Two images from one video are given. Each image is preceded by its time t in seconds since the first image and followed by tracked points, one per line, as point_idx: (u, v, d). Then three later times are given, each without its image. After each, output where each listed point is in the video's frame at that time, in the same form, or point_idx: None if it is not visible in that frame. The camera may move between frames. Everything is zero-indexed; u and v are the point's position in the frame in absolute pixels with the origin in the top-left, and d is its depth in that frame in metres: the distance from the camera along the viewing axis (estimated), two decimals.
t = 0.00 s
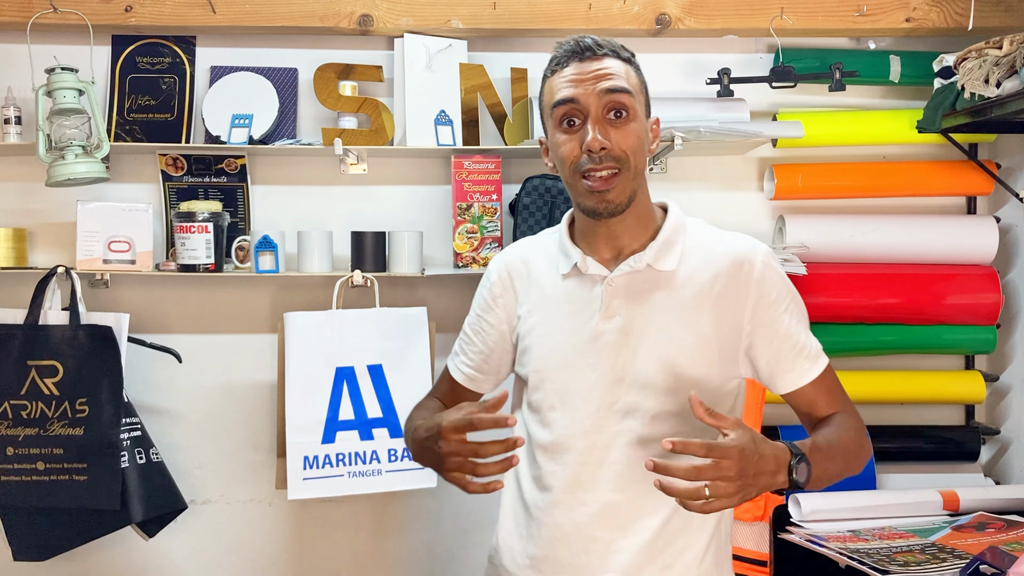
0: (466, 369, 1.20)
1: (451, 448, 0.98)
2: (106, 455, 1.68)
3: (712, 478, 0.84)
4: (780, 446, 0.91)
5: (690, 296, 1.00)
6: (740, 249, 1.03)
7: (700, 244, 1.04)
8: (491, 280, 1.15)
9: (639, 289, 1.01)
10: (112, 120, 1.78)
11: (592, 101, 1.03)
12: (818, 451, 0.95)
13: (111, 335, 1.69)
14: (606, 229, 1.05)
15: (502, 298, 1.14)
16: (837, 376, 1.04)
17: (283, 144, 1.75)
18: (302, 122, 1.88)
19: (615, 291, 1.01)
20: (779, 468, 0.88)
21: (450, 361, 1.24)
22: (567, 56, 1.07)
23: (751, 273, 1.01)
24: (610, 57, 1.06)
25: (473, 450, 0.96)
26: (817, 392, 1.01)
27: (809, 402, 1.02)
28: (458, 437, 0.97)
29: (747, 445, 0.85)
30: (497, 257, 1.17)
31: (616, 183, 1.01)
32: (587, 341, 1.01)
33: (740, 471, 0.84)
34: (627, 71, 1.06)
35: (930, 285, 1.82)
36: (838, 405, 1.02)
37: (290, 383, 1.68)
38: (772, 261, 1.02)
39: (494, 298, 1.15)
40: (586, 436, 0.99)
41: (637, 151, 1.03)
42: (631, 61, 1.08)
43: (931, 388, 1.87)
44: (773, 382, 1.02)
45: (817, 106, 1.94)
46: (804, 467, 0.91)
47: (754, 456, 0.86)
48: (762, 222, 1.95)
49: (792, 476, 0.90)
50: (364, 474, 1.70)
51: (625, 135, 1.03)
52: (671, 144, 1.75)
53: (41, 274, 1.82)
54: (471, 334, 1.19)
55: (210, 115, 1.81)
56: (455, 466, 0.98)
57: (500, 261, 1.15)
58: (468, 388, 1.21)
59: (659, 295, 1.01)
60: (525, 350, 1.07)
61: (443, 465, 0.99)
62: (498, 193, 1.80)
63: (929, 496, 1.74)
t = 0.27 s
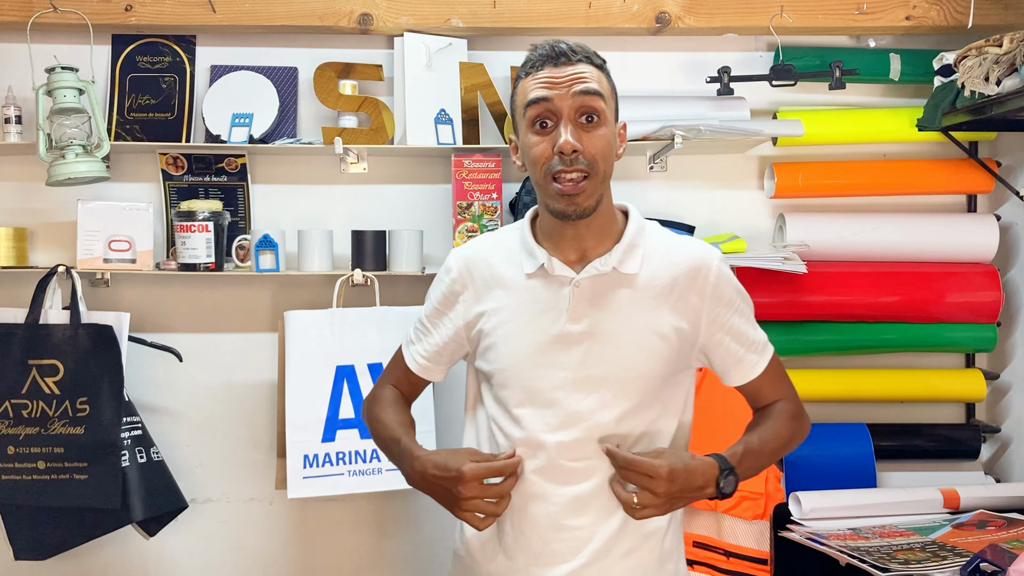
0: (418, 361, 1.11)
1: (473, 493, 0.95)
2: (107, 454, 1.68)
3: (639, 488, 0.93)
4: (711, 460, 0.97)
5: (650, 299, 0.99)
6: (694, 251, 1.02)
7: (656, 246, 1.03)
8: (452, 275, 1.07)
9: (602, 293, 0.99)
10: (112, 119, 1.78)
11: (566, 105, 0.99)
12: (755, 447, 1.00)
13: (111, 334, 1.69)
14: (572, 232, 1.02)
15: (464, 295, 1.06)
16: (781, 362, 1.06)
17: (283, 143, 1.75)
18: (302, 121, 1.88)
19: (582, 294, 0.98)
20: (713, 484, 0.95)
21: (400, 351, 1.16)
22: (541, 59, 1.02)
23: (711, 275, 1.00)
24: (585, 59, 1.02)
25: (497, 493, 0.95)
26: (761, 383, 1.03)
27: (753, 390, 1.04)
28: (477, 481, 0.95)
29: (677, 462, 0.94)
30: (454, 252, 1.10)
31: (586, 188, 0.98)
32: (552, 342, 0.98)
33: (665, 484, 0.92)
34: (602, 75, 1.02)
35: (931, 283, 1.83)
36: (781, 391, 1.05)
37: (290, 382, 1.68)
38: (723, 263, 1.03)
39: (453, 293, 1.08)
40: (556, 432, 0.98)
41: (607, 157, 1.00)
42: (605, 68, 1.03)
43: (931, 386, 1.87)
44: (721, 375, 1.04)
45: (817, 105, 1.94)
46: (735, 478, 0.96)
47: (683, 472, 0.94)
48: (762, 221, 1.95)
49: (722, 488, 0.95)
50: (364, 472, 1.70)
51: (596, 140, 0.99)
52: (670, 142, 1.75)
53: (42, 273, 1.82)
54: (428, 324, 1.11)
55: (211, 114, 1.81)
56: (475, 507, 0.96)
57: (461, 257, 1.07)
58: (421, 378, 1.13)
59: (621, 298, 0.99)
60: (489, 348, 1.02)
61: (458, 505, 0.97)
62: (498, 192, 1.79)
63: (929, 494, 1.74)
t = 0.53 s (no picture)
0: (387, 364, 1.06)
1: (465, 503, 0.95)
2: (108, 453, 1.68)
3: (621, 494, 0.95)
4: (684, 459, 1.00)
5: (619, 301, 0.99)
6: (658, 248, 1.02)
7: (622, 244, 1.03)
8: (420, 277, 1.02)
9: (574, 294, 0.99)
10: (113, 118, 1.78)
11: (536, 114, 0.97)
12: (721, 439, 1.03)
13: (112, 332, 1.69)
14: (541, 237, 1.01)
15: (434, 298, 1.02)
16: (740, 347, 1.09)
17: (283, 141, 1.75)
18: (302, 119, 1.88)
19: (555, 298, 0.97)
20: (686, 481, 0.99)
21: (364, 354, 1.10)
22: (512, 66, 1.00)
23: (675, 271, 1.01)
24: (556, 68, 1.00)
25: (489, 502, 0.95)
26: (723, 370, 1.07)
27: (714, 376, 1.07)
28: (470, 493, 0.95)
29: (654, 466, 0.96)
30: (420, 254, 1.05)
31: (554, 197, 0.97)
32: (528, 345, 0.97)
33: (646, 490, 0.95)
34: (572, 84, 1.00)
35: (931, 281, 1.83)
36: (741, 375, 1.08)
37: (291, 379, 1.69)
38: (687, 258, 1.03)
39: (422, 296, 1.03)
40: (539, 433, 0.97)
41: (576, 166, 0.99)
42: (576, 76, 1.02)
43: (931, 383, 1.87)
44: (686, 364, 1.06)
45: (817, 102, 1.94)
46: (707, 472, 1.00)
47: (661, 476, 0.96)
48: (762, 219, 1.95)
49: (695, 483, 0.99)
50: (365, 470, 1.70)
51: (565, 149, 0.98)
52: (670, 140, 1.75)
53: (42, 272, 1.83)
54: (395, 326, 1.05)
55: (211, 113, 1.80)
56: (468, 516, 0.96)
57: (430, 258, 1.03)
58: (390, 380, 1.08)
59: (593, 299, 0.99)
60: (464, 354, 0.99)
61: (451, 514, 0.97)
62: (499, 190, 1.79)
63: (930, 492, 1.74)
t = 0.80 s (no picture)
0: (384, 372, 1.06)
1: (458, 500, 0.92)
2: (110, 451, 1.69)
3: (639, 487, 0.94)
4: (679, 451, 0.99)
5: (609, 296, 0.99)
6: (643, 242, 1.03)
7: (608, 240, 1.03)
8: (410, 284, 1.02)
9: (566, 291, 0.99)
10: (113, 117, 1.78)
11: (520, 122, 0.96)
12: (713, 432, 1.04)
13: (113, 331, 1.69)
14: (531, 240, 1.00)
15: (427, 303, 1.02)
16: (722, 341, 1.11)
17: (284, 140, 1.75)
18: (303, 118, 1.88)
19: (547, 296, 0.98)
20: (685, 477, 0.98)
21: (360, 366, 1.10)
22: (496, 73, 0.99)
23: (659, 264, 1.02)
24: (538, 73, 0.98)
25: (482, 497, 0.91)
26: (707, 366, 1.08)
27: (698, 369, 1.09)
28: (463, 488, 0.92)
29: (666, 460, 0.95)
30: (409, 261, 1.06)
31: (542, 203, 0.97)
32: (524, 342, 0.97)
33: (663, 484, 0.94)
34: (555, 89, 0.99)
35: (932, 278, 1.83)
36: (723, 369, 1.10)
37: (292, 377, 1.69)
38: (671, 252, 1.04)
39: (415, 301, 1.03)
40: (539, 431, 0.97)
41: (561, 171, 0.99)
42: (558, 79, 1.01)
43: (932, 381, 1.87)
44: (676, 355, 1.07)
45: (817, 100, 1.94)
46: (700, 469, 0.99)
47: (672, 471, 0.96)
48: (763, 216, 1.95)
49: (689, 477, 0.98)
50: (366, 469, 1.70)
51: (551, 156, 0.97)
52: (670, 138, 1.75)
53: (43, 271, 1.83)
54: (391, 335, 1.05)
55: (211, 112, 1.81)
56: (464, 515, 0.93)
57: (419, 264, 1.03)
58: (390, 389, 1.08)
59: (584, 295, 0.99)
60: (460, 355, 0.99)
61: (447, 513, 0.94)
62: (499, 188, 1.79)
63: (931, 489, 1.74)
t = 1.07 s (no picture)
0: (385, 372, 1.05)
1: (457, 489, 0.91)
2: (112, 450, 1.69)
3: (648, 483, 0.93)
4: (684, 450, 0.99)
5: (611, 294, 1.00)
6: (643, 243, 1.04)
7: (610, 240, 1.04)
8: (413, 281, 1.02)
9: (568, 287, 0.99)
10: (114, 116, 1.78)
11: (529, 127, 0.97)
12: (714, 437, 1.04)
13: (115, 330, 1.69)
14: (533, 238, 1.01)
15: (430, 300, 1.02)
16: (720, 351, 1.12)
17: (284, 139, 1.75)
18: (303, 117, 1.88)
19: (549, 290, 0.98)
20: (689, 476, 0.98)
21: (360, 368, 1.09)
22: (506, 75, 0.98)
23: (659, 266, 1.03)
24: (549, 78, 0.98)
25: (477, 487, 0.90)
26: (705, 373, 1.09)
27: (696, 379, 1.10)
28: (463, 477, 0.91)
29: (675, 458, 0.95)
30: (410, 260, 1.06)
31: (546, 207, 0.98)
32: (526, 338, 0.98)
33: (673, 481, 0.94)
34: (565, 94, 0.99)
35: (934, 276, 1.83)
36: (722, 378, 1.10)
37: (293, 375, 1.69)
38: (671, 253, 1.05)
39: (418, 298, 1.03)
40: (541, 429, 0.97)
41: (567, 174, 0.99)
42: (568, 82, 1.00)
43: (933, 378, 1.87)
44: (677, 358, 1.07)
45: (818, 97, 1.94)
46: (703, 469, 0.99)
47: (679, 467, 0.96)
48: (764, 214, 1.95)
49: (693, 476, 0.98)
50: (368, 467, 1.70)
51: (558, 160, 0.98)
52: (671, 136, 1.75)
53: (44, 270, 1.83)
54: (393, 334, 1.04)
55: (211, 110, 1.80)
56: (464, 505, 0.92)
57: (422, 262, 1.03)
58: (390, 390, 1.07)
59: (587, 291, 0.99)
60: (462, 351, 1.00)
61: (448, 504, 0.93)
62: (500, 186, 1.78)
63: (932, 486, 1.75)
